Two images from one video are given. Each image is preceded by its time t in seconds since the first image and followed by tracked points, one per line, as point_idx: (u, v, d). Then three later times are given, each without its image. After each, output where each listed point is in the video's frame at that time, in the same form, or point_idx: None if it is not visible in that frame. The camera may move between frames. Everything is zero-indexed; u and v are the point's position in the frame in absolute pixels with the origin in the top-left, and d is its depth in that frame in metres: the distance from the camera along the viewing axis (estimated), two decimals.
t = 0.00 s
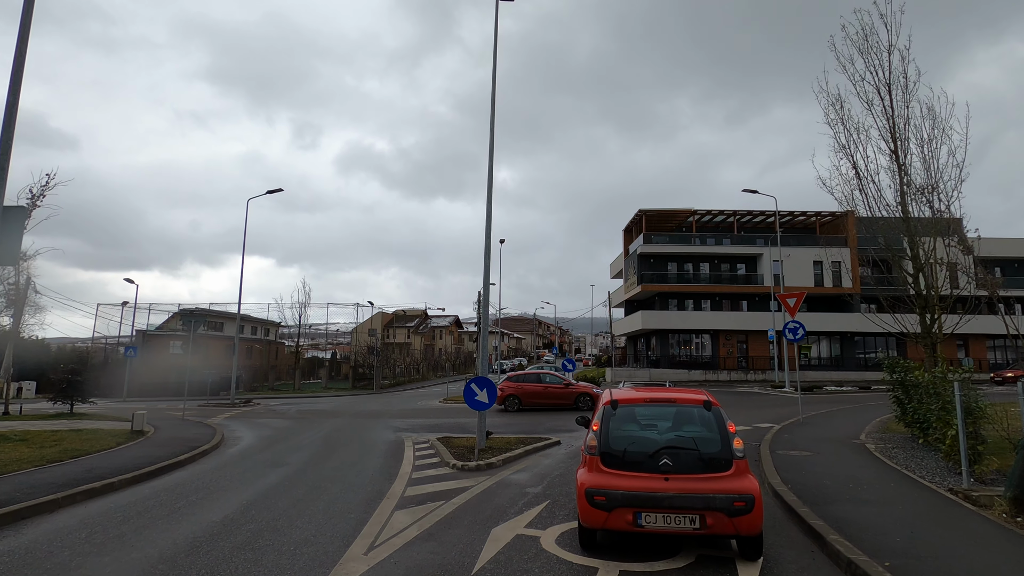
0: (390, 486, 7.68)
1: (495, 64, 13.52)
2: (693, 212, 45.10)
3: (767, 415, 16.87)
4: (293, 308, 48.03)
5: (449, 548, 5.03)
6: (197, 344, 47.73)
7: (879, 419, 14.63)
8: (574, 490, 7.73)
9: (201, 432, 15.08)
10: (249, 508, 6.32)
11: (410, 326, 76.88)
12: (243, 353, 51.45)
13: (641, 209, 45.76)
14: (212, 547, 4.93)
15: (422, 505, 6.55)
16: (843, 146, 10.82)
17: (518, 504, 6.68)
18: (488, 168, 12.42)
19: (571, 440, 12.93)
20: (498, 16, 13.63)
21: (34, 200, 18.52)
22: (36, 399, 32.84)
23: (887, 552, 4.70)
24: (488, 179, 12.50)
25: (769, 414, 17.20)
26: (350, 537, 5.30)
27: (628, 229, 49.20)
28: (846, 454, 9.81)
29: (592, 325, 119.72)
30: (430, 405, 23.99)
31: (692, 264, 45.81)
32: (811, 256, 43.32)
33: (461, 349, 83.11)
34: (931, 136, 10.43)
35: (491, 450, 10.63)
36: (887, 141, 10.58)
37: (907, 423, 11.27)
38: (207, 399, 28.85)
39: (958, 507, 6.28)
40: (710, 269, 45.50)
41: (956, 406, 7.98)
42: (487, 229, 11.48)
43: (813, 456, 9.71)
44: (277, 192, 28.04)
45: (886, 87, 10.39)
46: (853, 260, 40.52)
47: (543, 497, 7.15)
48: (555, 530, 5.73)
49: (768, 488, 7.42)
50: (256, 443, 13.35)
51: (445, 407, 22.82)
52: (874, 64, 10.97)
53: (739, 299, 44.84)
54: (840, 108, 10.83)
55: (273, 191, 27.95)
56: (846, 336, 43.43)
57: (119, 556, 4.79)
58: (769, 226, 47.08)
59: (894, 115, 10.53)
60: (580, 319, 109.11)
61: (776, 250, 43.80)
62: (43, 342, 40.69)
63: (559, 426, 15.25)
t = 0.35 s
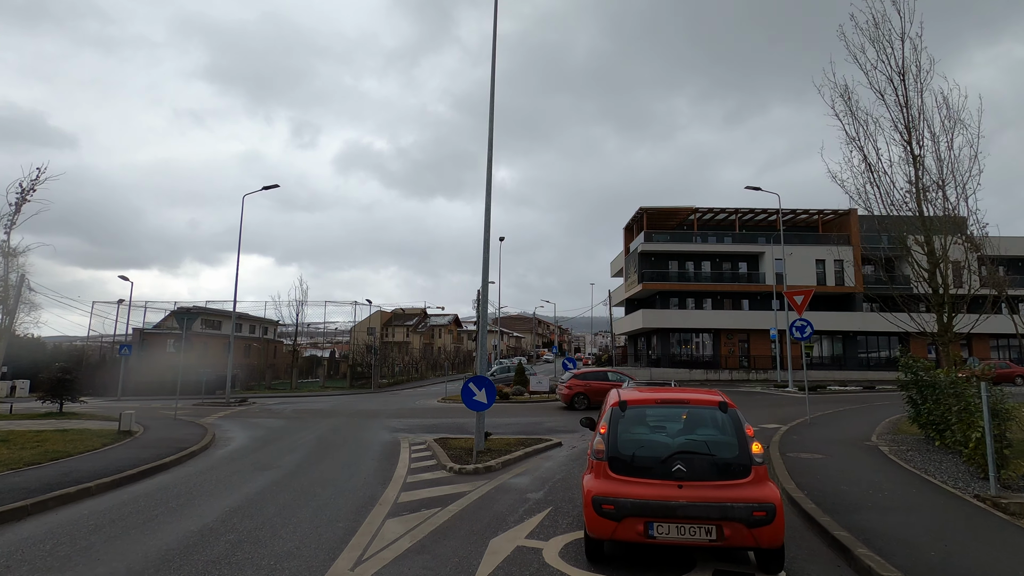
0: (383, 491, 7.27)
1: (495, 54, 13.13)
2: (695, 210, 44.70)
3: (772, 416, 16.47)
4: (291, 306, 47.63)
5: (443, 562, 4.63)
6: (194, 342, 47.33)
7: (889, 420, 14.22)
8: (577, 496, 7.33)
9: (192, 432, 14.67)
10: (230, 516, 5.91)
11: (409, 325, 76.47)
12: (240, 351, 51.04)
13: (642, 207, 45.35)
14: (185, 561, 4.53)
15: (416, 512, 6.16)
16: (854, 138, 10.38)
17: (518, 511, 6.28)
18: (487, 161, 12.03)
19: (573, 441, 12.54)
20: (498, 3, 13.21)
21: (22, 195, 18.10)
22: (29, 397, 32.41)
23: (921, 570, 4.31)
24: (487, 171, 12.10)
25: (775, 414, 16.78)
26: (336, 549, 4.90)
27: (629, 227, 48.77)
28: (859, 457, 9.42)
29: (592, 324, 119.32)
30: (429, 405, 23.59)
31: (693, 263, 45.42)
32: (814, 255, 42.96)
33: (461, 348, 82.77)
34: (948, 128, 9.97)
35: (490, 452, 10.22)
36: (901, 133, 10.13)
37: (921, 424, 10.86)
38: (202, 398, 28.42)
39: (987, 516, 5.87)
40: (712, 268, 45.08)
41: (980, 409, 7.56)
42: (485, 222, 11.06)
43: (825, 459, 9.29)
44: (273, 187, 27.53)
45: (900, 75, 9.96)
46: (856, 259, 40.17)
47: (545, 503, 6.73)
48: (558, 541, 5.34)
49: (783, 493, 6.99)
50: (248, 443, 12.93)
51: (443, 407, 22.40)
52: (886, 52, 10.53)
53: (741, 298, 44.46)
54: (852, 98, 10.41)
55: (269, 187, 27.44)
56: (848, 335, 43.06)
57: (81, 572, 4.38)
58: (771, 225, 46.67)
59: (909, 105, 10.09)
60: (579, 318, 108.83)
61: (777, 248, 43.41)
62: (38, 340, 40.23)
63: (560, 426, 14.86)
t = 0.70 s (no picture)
0: (377, 497, 6.97)
1: (495, 48, 12.84)
2: (696, 210, 44.42)
3: (777, 418, 16.18)
4: (290, 307, 47.34)
5: None
6: (192, 343, 47.03)
7: (896, 422, 13.92)
8: (580, 502, 7.03)
9: (185, 435, 14.36)
10: (215, 525, 5.62)
11: (408, 326, 76.20)
12: (239, 352, 50.76)
13: (642, 207, 45.10)
14: None
15: (411, 520, 5.85)
16: (865, 132, 10.10)
17: (518, 519, 5.98)
18: (488, 156, 11.74)
19: (574, 444, 12.24)
20: None
21: (14, 192, 17.79)
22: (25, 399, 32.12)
23: None
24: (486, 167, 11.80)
25: (779, 416, 16.45)
26: (324, 561, 4.61)
27: (629, 227, 48.52)
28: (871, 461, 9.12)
29: (592, 326, 119.09)
30: (427, 406, 23.26)
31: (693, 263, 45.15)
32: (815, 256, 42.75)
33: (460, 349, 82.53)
34: (962, 123, 9.64)
35: (489, 455, 9.93)
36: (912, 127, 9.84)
37: (933, 427, 10.58)
38: (198, 399, 28.09)
39: (1014, 525, 5.55)
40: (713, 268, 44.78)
41: (1000, 411, 7.24)
42: (485, 219, 10.77)
43: (835, 463, 8.98)
44: (271, 186, 27.34)
45: (911, 68, 9.69)
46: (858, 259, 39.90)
47: (546, 511, 6.44)
48: (561, 553, 5.03)
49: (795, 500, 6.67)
50: (242, 446, 12.64)
51: (442, 409, 22.06)
52: (898, 45, 10.25)
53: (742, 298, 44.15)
54: (861, 92, 10.13)
55: (267, 186, 27.23)
56: (850, 337, 42.76)
57: None
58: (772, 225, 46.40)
59: (920, 100, 9.81)
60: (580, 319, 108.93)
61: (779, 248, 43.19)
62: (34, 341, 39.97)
63: (561, 429, 14.56)
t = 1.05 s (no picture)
0: (373, 501, 6.78)
1: (495, 44, 12.66)
2: (696, 210, 44.24)
3: (779, 419, 16.00)
4: (288, 307, 47.11)
5: None
6: (190, 344, 46.81)
7: (901, 423, 13.74)
8: (582, 506, 6.84)
9: (180, 436, 14.16)
10: (204, 531, 5.45)
11: (407, 327, 76.00)
12: (237, 353, 50.54)
13: (643, 207, 44.93)
14: None
15: (408, 525, 5.67)
16: (872, 127, 9.96)
17: (518, 525, 5.79)
18: (487, 153, 11.55)
19: (575, 445, 12.06)
20: None
21: (6, 191, 17.56)
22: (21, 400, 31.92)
23: None
24: (485, 164, 11.60)
25: (781, 417, 16.30)
26: (316, 569, 4.43)
27: (629, 227, 48.36)
28: (877, 464, 8.94)
29: (592, 326, 118.92)
30: (426, 407, 23.06)
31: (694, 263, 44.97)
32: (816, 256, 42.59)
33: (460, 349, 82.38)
34: (972, 119, 9.49)
35: (488, 457, 9.75)
36: (921, 123, 9.68)
37: (939, 429, 10.42)
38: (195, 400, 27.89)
39: None
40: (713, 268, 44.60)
41: (1011, 412, 7.11)
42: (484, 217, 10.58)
43: (842, 466, 8.79)
44: (269, 185, 27.13)
45: (921, 61, 9.53)
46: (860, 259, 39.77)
47: (547, 515, 6.26)
48: (563, 559, 4.85)
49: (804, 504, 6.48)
50: (237, 447, 12.46)
51: (441, 410, 21.87)
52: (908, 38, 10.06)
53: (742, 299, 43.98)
54: (870, 85, 9.98)
55: (265, 185, 27.04)
56: (851, 337, 42.61)
57: None
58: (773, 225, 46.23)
59: (929, 95, 9.65)
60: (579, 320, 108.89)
61: (780, 248, 43.04)
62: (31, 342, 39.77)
63: (561, 430, 14.38)
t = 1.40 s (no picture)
0: (370, 505, 6.65)
1: (494, 42, 12.54)
2: (696, 211, 44.12)
3: (781, 420, 15.88)
4: (287, 308, 46.98)
5: None
6: (188, 345, 46.68)
7: (904, 425, 13.60)
8: (583, 510, 6.70)
9: (177, 438, 14.04)
10: (195, 536, 5.31)
11: (407, 328, 75.94)
12: (236, 354, 50.43)
13: (643, 208, 44.83)
14: None
15: (405, 530, 5.53)
16: (876, 125, 9.85)
17: (517, 530, 5.65)
18: (486, 152, 11.42)
19: (576, 448, 11.92)
20: None
21: (3, 191, 17.44)
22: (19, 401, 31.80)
23: None
24: (483, 163, 11.47)
25: (783, 420, 16.15)
26: None
27: (630, 228, 48.24)
28: (883, 467, 8.79)
29: (592, 327, 118.84)
30: (425, 409, 22.92)
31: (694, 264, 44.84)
32: (817, 257, 42.51)
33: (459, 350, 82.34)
34: (978, 117, 9.39)
35: (488, 459, 9.62)
36: (927, 121, 9.58)
37: (944, 431, 10.28)
38: (193, 402, 27.77)
39: None
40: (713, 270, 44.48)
41: (1020, 414, 6.96)
42: (483, 215, 10.45)
43: (847, 469, 8.64)
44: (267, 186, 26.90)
45: (927, 58, 9.43)
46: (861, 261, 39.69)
47: (548, 520, 6.12)
48: (565, 566, 4.71)
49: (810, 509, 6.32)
50: (234, 450, 12.33)
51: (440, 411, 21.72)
52: (913, 36, 9.98)
53: (742, 300, 43.87)
54: (874, 83, 9.88)
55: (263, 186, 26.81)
56: (852, 338, 42.55)
57: None
58: (773, 226, 46.13)
59: (935, 92, 9.55)
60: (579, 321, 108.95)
61: (781, 249, 42.93)
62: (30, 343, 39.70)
63: (561, 432, 14.24)
